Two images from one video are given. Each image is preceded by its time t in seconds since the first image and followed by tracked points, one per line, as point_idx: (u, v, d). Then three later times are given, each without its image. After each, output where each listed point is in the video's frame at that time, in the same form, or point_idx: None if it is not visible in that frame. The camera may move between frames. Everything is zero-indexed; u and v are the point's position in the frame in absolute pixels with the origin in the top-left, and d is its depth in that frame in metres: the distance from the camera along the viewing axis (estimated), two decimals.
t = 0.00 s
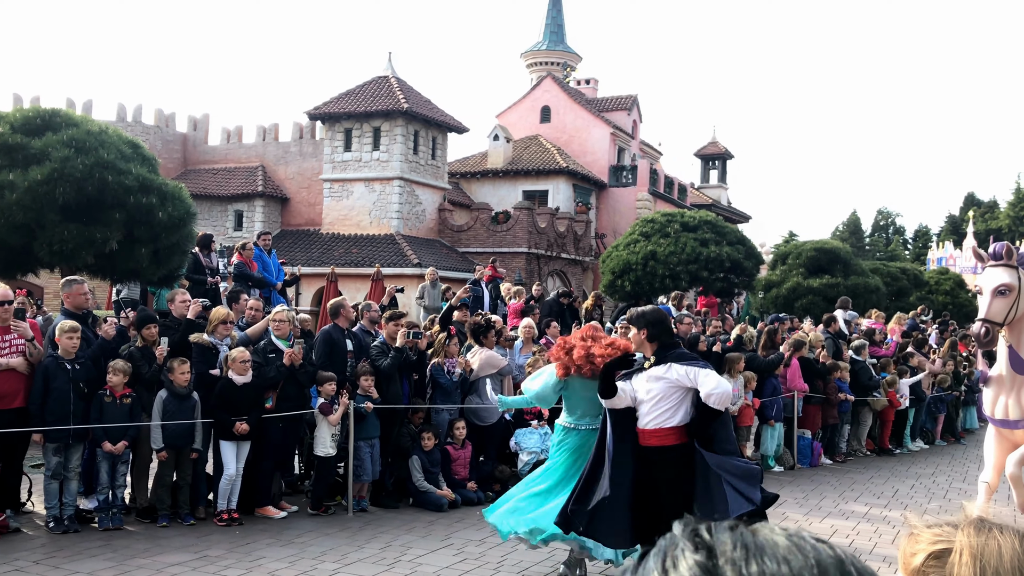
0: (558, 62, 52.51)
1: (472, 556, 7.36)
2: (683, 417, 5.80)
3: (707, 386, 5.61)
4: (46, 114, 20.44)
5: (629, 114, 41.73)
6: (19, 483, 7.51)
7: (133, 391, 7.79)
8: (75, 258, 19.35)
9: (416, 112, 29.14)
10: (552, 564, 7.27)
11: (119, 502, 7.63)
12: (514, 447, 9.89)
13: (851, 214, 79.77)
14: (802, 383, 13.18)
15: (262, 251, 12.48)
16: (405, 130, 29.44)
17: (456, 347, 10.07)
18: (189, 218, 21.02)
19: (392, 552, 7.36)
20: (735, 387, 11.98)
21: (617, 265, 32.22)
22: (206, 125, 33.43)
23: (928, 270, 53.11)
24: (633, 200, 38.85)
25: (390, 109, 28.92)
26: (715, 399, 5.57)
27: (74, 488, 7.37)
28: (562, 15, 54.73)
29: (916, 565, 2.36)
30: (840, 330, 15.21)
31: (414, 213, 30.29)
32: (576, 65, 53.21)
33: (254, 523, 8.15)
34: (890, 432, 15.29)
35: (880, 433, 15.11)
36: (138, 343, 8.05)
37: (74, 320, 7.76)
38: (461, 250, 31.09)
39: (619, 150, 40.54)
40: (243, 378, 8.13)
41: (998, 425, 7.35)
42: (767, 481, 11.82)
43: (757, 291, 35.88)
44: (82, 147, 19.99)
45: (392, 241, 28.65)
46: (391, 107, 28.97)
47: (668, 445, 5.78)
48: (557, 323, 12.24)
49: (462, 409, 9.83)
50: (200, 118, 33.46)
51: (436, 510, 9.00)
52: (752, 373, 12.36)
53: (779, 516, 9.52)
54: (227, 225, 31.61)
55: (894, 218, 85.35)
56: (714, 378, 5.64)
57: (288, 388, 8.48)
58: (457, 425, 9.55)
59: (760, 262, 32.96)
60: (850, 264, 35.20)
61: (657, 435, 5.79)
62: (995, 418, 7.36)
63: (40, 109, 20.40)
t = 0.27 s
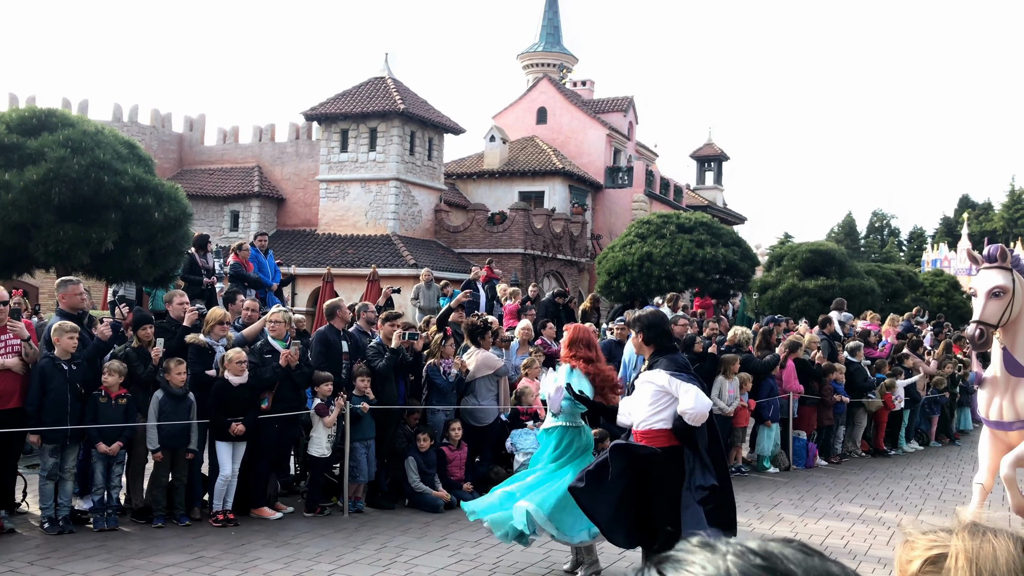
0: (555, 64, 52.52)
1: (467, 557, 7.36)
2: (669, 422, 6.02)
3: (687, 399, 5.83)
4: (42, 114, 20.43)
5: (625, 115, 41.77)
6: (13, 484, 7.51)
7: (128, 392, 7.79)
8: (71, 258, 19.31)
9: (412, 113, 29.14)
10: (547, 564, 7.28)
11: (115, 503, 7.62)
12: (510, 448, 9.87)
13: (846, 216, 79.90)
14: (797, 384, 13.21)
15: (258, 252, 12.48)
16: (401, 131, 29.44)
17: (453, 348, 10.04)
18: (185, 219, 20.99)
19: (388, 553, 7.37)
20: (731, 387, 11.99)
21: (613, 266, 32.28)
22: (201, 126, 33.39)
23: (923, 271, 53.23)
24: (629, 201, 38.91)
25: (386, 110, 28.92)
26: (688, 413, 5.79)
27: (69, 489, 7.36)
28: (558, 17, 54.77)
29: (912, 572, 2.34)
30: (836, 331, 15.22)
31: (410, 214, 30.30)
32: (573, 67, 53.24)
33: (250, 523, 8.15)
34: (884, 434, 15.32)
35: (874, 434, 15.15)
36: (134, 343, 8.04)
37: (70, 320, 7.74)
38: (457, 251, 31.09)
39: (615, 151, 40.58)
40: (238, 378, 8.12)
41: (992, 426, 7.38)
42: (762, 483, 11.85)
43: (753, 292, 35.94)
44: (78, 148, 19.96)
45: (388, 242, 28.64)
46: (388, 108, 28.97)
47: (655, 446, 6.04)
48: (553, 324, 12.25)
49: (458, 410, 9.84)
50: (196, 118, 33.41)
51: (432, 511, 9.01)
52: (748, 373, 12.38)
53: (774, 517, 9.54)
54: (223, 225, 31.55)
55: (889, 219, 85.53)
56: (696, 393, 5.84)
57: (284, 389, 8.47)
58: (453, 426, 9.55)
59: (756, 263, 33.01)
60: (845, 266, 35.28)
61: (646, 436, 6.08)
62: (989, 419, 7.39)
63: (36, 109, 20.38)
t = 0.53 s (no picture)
0: (552, 66, 52.55)
1: (464, 560, 7.35)
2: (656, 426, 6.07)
3: (666, 403, 5.89)
4: (39, 115, 20.39)
5: (622, 118, 41.80)
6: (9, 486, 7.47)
7: (125, 394, 7.77)
8: (67, 259, 19.28)
9: (410, 115, 29.14)
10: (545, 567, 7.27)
11: (111, 505, 7.59)
12: (508, 450, 9.89)
13: (842, 218, 80.02)
14: (795, 386, 13.22)
15: (255, 253, 12.46)
16: (399, 133, 29.44)
17: (450, 350, 10.03)
18: (183, 221, 20.99)
19: (385, 556, 7.35)
20: (728, 390, 11.99)
21: (610, 268, 32.29)
22: (199, 127, 33.37)
23: (920, 274, 53.30)
24: (626, 203, 38.92)
25: (384, 112, 28.91)
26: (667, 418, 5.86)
27: (66, 491, 7.34)
28: (556, 19, 54.83)
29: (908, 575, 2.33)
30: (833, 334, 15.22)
31: (408, 215, 30.28)
32: (570, 69, 53.27)
33: (246, 526, 8.12)
34: (881, 436, 15.33)
35: (871, 436, 15.15)
36: (131, 345, 8.03)
37: (67, 322, 7.72)
38: (454, 252, 31.09)
39: (612, 153, 40.61)
40: (236, 380, 8.11)
41: (989, 428, 7.38)
42: (759, 485, 11.84)
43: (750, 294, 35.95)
44: (75, 149, 19.93)
45: (386, 244, 28.62)
46: (385, 110, 28.97)
47: (650, 450, 6.12)
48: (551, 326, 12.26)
49: (455, 412, 9.82)
50: (194, 120, 33.39)
51: (429, 514, 9.00)
52: (745, 376, 12.39)
53: (771, 519, 9.54)
54: (220, 227, 31.53)
55: (886, 222, 85.65)
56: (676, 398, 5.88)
57: (282, 391, 8.47)
58: (450, 428, 9.54)
59: (753, 265, 33.00)
60: (842, 268, 35.30)
61: (642, 438, 6.16)
62: (986, 421, 7.39)
63: (34, 111, 20.35)
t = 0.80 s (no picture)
0: (550, 69, 52.57)
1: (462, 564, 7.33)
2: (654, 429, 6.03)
3: (661, 407, 5.91)
4: (36, 118, 20.36)
5: (620, 121, 41.82)
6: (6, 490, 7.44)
7: (122, 397, 7.75)
8: (65, 262, 19.24)
9: (408, 117, 29.13)
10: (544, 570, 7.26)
11: (108, 509, 7.57)
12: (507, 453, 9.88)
13: (840, 221, 80.09)
14: (793, 389, 13.21)
15: (254, 256, 12.45)
16: (397, 136, 29.44)
17: (448, 353, 10.02)
18: (181, 223, 20.98)
19: (383, 559, 7.33)
20: (726, 392, 11.98)
21: (609, 271, 32.30)
22: (196, 130, 33.35)
23: (917, 276, 53.33)
24: (624, 206, 38.92)
25: (382, 115, 28.91)
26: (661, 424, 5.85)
27: (63, 495, 7.31)
28: (554, 22, 54.91)
29: None
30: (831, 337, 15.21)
31: (406, 218, 30.28)
32: (568, 72, 53.30)
33: (244, 529, 8.10)
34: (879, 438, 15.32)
35: (869, 439, 15.14)
36: (128, 349, 8.01)
37: (64, 325, 7.70)
38: (453, 255, 31.08)
39: (610, 156, 40.62)
40: (234, 384, 8.09)
41: (986, 431, 7.38)
42: (757, 487, 11.83)
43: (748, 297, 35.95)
44: (72, 152, 19.90)
45: (384, 247, 28.60)
46: (383, 113, 28.97)
47: (646, 453, 6.08)
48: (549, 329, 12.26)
49: (454, 415, 9.79)
50: (191, 122, 33.37)
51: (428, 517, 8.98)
52: (743, 379, 12.38)
53: (769, 522, 9.53)
54: (217, 230, 31.49)
55: (883, 224, 85.75)
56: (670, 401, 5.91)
57: (280, 395, 8.46)
58: (447, 431, 9.52)
59: (751, 268, 32.99)
60: (840, 271, 35.31)
61: (639, 442, 6.13)
62: (983, 424, 7.39)
63: (31, 113, 20.32)
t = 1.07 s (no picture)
0: (549, 73, 52.60)
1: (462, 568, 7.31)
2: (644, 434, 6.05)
3: (649, 411, 5.91)
4: (35, 122, 20.35)
5: (619, 124, 41.86)
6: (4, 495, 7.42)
7: (120, 402, 7.73)
8: (63, 266, 19.20)
9: (407, 121, 29.15)
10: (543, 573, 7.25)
11: (107, 514, 7.55)
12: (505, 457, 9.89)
13: (838, 224, 80.18)
14: (792, 392, 13.21)
15: (252, 260, 12.43)
16: (395, 140, 29.45)
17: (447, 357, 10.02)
18: (179, 227, 20.97)
19: (382, 564, 7.31)
20: (725, 396, 11.99)
21: (607, 275, 32.31)
22: (195, 134, 33.35)
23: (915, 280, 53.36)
24: (623, 210, 38.92)
25: (381, 119, 28.93)
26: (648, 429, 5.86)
27: (61, 500, 7.29)
28: (552, 26, 55.00)
29: None
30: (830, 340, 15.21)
31: (405, 222, 30.28)
32: (566, 76, 53.35)
33: (243, 534, 8.08)
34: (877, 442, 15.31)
35: (868, 442, 15.13)
36: (127, 353, 8.00)
37: (62, 330, 7.68)
38: (451, 259, 31.08)
39: (609, 160, 40.65)
40: (233, 388, 8.08)
41: (984, 434, 7.37)
42: (756, 491, 11.82)
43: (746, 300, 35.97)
44: (70, 156, 19.89)
45: (383, 250, 28.60)
46: (382, 117, 28.99)
47: (640, 459, 6.09)
48: (548, 333, 12.26)
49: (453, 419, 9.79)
50: (190, 126, 33.37)
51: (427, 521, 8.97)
52: (742, 382, 12.37)
53: (768, 525, 9.51)
54: (216, 234, 31.47)
55: (881, 228, 85.85)
56: (656, 405, 5.92)
57: (279, 399, 8.45)
58: (446, 434, 9.54)
59: (749, 271, 32.99)
60: (838, 274, 35.34)
61: (631, 449, 6.13)
62: (981, 427, 7.38)
63: (29, 117, 20.31)
